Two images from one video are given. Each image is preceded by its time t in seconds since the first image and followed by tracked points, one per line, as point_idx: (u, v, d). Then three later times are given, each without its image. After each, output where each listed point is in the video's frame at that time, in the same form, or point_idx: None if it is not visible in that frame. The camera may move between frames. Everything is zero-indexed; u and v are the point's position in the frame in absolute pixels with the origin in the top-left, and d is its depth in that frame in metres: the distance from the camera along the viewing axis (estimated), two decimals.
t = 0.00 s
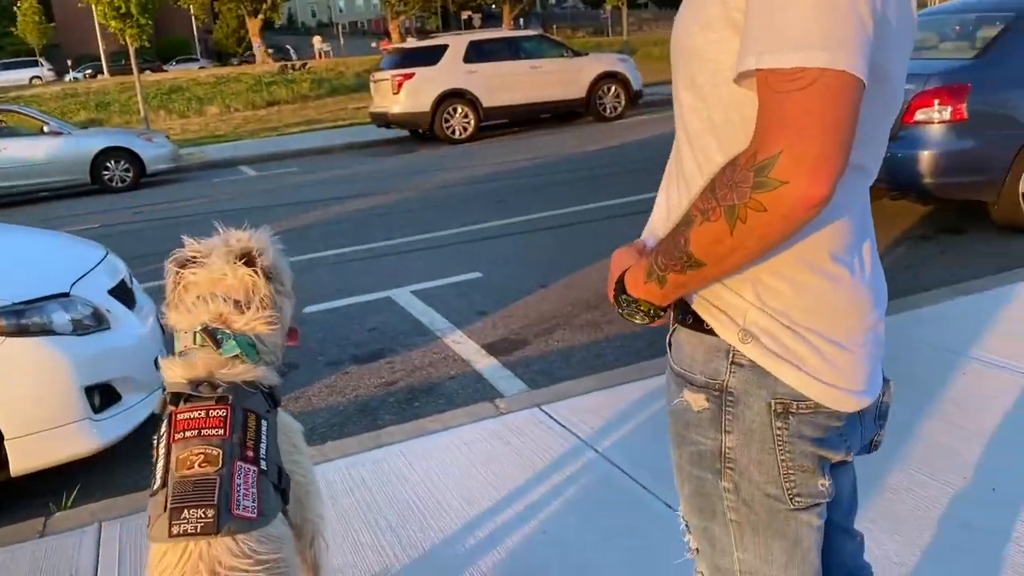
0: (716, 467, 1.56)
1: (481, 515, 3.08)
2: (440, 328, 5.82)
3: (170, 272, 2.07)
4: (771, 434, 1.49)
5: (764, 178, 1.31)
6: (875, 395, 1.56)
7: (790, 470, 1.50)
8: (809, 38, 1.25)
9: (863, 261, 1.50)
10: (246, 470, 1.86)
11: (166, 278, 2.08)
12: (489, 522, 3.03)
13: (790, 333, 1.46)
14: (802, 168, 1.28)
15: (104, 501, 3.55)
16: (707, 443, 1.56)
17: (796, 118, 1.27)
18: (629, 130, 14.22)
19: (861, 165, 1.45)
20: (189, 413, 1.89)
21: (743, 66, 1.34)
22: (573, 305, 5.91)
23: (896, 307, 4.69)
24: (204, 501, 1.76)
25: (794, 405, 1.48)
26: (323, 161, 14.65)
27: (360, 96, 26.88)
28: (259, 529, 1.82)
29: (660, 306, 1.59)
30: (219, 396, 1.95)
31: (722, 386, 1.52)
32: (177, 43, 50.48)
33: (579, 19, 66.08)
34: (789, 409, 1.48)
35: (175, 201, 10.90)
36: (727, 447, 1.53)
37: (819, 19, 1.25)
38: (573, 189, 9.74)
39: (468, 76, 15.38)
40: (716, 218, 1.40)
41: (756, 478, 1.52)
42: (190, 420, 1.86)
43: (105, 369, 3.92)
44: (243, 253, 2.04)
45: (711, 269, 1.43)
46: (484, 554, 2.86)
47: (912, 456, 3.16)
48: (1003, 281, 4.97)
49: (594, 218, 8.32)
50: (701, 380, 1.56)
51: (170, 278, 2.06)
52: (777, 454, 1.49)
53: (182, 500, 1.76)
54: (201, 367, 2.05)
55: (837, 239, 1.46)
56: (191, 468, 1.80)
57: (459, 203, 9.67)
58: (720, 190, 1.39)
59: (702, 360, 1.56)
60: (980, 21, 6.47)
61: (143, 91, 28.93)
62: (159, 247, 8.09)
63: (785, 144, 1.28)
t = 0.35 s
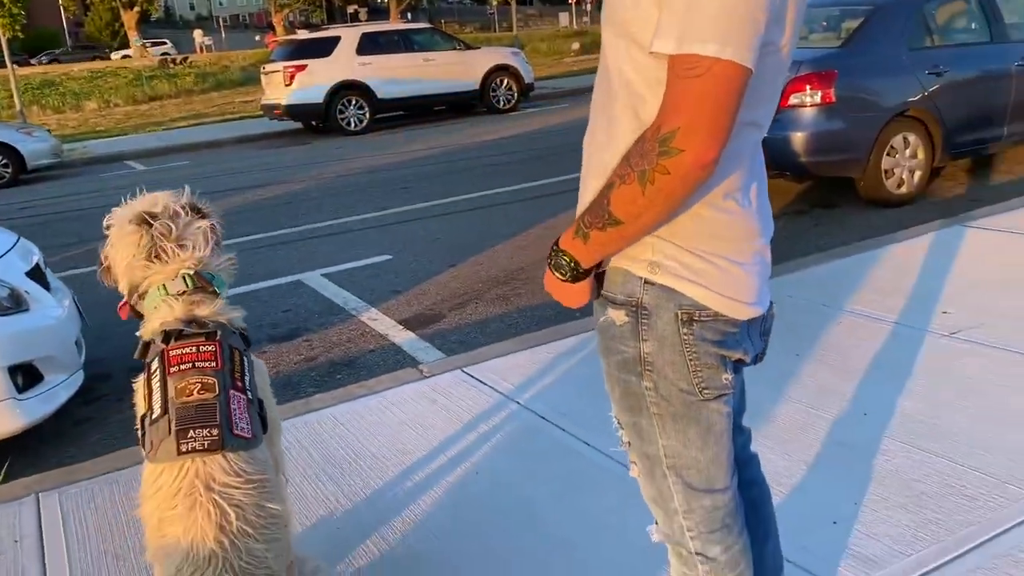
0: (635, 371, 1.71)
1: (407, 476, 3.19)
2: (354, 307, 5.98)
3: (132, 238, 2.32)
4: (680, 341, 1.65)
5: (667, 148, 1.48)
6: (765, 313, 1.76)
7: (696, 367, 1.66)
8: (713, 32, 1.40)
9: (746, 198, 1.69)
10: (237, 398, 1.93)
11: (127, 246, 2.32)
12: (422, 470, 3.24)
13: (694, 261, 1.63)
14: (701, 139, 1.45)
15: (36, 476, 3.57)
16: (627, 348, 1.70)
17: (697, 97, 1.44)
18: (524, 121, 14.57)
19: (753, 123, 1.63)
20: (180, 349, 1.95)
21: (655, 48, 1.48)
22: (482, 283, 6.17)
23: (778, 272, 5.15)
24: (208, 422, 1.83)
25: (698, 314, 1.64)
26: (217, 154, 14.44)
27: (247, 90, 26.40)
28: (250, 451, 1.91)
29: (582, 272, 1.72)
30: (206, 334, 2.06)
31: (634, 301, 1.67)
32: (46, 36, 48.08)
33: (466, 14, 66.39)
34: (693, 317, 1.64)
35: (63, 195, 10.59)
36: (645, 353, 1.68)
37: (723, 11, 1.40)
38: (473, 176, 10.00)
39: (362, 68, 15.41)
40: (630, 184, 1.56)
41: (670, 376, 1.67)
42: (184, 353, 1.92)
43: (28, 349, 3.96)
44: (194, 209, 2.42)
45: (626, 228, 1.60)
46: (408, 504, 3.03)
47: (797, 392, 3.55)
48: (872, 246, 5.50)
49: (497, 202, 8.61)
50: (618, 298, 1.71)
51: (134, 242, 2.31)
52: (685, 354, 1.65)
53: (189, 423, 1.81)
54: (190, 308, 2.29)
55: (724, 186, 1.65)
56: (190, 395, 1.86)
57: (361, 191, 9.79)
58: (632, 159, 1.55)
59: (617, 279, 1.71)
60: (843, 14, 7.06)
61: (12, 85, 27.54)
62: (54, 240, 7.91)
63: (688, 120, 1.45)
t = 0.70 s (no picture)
0: (576, 333, 1.96)
1: (346, 464, 3.31)
2: (259, 311, 6.02)
3: (66, 250, 2.29)
4: (612, 306, 1.90)
5: (642, 133, 1.66)
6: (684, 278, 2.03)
7: (629, 325, 1.91)
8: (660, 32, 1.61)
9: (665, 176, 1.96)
10: (215, 373, 2.09)
11: (62, 259, 2.28)
12: (354, 453, 3.38)
13: (626, 241, 1.89)
14: (671, 121, 1.65)
15: None
16: (569, 314, 1.96)
17: (659, 86, 1.63)
18: (407, 126, 14.69)
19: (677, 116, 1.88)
20: (156, 334, 2.06)
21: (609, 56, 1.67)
22: (385, 282, 6.33)
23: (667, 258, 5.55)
24: (198, 393, 1.98)
25: (626, 282, 1.89)
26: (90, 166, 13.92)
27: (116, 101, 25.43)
28: (224, 428, 2.06)
29: (565, 258, 1.84)
30: (177, 316, 2.16)
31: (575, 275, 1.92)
32: None
33: (339, 21, 65.81)
34: (622, 285, 1.89)
35: None
36: (584, 317, 1.93)
37: (664, 14, 1.61)
38: (363, 180, 10.10)
39: (240, 75, 15.15)
40: (611, 167, 1.72)
41: (606, 336, 1.92)
42: (161, 337, 2.04)
43: None
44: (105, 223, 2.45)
45: (608, 207, 1.75)
46: (343, 486, 3.16)
47: (692, 362, 3.90)
48: (749, 232, 5.99)
49: (391, 205, 8.75)
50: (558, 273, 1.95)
51: (70, 254, 2.29)
52: (618, 315, 1.90)
53: (180, 399, 1.94)
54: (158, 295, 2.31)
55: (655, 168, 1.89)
56: (176, 372, 1.99)
57: (251, 197, 9.73)
58: (608, 147, 1.72)
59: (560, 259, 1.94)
60: (712, 19, 7.58)
61: None
62: None
63: (657, 105, 1.64)
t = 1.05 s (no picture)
0: (586, 302, 2.19)
1: (338, 445, 3.43)
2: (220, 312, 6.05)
3: (101, 269, 2.63)
4: (620, 276, 2.14)
5: (646, 97, 1.88)
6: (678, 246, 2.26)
7: (634, 294, 2.15)
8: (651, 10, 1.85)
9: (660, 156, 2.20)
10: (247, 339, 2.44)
11: (101, 278, 2.62)
12: (345, 435, 3.51)
13: (629, 210, 2.12)
14: (670, 86, 1.87)
15: None
16: (580, 285, 2.18)
17: (656, 57, 1.87)
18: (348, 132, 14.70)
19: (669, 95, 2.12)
20: (193, 312, 2.38)
21: (609, 38, 1.91)
22: (344, 283, 6.43)
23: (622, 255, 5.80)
24: (246, 357, 2.32)
25: (631, 255, 2.13)
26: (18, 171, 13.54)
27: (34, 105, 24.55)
28: (256, 398, 2.36)
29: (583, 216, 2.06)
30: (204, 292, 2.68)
31: (585, 249, 2.13)
32: None
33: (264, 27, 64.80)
34: (628, 258, 2.13)
35: None
36: (594, 288, 2.16)
37: None
38: (309, 184, 10.13)
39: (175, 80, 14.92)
40: (620, 130, 1.94)
41: (613, 303, 2.16)
42: (201, 314, 2.36)
43: None
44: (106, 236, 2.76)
45: (619, 167, 1.97)
46: (338, 465, 3.28)
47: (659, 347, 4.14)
48: (695, 229, 6.32)
49: (340, 207, 8.84)
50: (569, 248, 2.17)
51: (105, 273, 2.63)
52: (624, 284, 2.14)
53: (229, 363, 2.27)
54: (183, 276, 2.73)
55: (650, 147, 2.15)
56: (221, 341, 2.33)
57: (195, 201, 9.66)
58: (616, 114, 1.94)
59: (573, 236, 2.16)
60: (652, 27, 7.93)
61: None
62: None
63: (656, 72, 1.87)
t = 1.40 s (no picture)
0: (623, 288, 2.38)
1: (388, 424, 3.63)
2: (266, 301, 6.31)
3: (184, 256, 2.80)
4: (655, 266, 2.32)
5: (668, 99, 2.10)
6: (717, 245, 2.43)
7: (666, 283, 2.33)
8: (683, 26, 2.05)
9: (706, 160, 2.37)
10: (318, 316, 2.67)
11: (185, 263, 2.80)
12: (393, 416, 3.72)
13: (664, 202, 2.31)
14: (689, 93, 2.08)
15: (18, 447, 3.82)
16: (619, 271, 2.38)
17: (681, 67, 2.07)
18: (382, 134, 14.98)
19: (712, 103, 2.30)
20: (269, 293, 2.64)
21: (646, 47, 2.13)
22: (384, 278, 6.68)
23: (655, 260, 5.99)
24: (323, 329, 2.60)
25: (668, 248, 2.31)
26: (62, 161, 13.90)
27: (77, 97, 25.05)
28: (330, 369, 2.64)
29: (609, 191, 2.31)
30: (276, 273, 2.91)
31: (625, 238, 2.34)
32: None
33: (300, 28, 65.52)
34: (665, 250, 2.31)
35: None
36: (631, 275, 2.35)
37: (688, 13, 2.06)
38: (347, 183, 10.40)
39: (215, 78, 15.24)
40: (641, 125, 2.15)
41: (648, 290, 2.34)
42: (277, 293, 2.63)
43: None
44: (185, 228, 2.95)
45: (640, 157, 2.19)
46: (388, 443, 3.47)
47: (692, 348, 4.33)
48: (727, 239, 6.48)
49: (378, 207, 9.09)
50: (613, 237, 2.38)
51: (188, 259, 2.80)
52: (659, 274, 2.33)
53: (306, 335, 2.54)
54: (257, 260, 2.92)
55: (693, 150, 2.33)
56: (296, 315, 2.59)
57: (238, 196, 9.95)
58: (641, 110, 2.16)
59: (613, 223, 2.38)
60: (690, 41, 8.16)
61: None
62: None
63: (678, 80, 2.08)
